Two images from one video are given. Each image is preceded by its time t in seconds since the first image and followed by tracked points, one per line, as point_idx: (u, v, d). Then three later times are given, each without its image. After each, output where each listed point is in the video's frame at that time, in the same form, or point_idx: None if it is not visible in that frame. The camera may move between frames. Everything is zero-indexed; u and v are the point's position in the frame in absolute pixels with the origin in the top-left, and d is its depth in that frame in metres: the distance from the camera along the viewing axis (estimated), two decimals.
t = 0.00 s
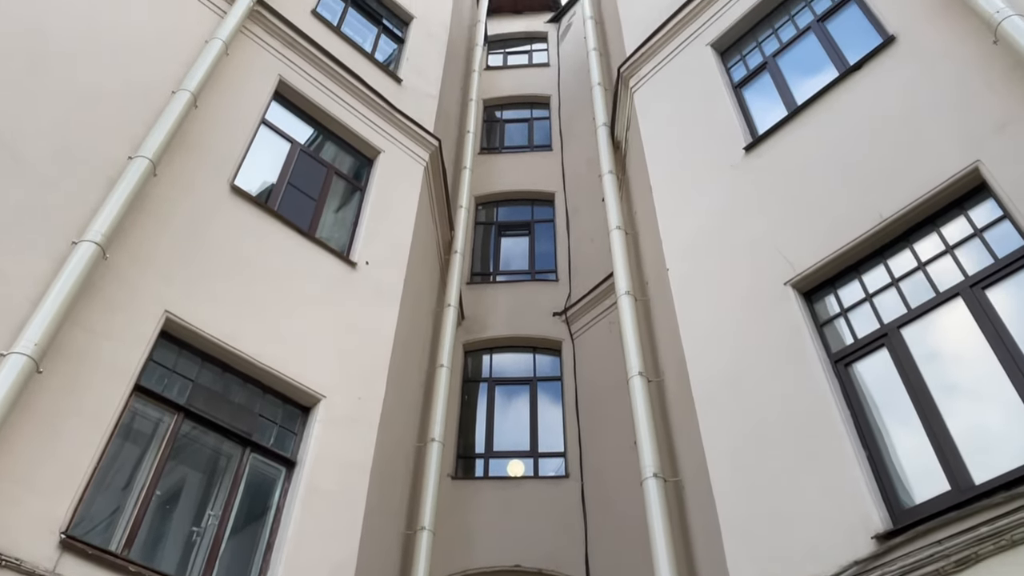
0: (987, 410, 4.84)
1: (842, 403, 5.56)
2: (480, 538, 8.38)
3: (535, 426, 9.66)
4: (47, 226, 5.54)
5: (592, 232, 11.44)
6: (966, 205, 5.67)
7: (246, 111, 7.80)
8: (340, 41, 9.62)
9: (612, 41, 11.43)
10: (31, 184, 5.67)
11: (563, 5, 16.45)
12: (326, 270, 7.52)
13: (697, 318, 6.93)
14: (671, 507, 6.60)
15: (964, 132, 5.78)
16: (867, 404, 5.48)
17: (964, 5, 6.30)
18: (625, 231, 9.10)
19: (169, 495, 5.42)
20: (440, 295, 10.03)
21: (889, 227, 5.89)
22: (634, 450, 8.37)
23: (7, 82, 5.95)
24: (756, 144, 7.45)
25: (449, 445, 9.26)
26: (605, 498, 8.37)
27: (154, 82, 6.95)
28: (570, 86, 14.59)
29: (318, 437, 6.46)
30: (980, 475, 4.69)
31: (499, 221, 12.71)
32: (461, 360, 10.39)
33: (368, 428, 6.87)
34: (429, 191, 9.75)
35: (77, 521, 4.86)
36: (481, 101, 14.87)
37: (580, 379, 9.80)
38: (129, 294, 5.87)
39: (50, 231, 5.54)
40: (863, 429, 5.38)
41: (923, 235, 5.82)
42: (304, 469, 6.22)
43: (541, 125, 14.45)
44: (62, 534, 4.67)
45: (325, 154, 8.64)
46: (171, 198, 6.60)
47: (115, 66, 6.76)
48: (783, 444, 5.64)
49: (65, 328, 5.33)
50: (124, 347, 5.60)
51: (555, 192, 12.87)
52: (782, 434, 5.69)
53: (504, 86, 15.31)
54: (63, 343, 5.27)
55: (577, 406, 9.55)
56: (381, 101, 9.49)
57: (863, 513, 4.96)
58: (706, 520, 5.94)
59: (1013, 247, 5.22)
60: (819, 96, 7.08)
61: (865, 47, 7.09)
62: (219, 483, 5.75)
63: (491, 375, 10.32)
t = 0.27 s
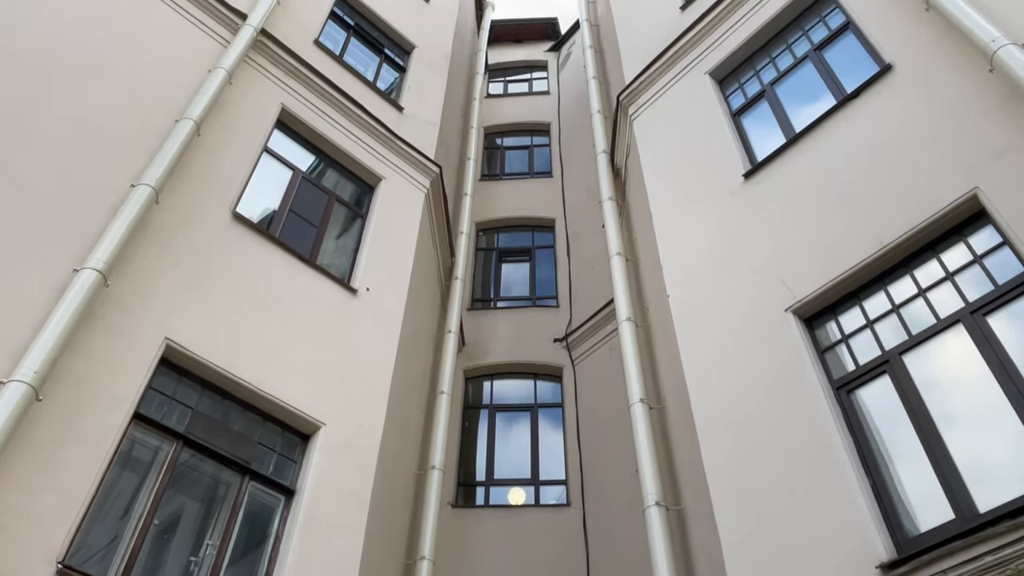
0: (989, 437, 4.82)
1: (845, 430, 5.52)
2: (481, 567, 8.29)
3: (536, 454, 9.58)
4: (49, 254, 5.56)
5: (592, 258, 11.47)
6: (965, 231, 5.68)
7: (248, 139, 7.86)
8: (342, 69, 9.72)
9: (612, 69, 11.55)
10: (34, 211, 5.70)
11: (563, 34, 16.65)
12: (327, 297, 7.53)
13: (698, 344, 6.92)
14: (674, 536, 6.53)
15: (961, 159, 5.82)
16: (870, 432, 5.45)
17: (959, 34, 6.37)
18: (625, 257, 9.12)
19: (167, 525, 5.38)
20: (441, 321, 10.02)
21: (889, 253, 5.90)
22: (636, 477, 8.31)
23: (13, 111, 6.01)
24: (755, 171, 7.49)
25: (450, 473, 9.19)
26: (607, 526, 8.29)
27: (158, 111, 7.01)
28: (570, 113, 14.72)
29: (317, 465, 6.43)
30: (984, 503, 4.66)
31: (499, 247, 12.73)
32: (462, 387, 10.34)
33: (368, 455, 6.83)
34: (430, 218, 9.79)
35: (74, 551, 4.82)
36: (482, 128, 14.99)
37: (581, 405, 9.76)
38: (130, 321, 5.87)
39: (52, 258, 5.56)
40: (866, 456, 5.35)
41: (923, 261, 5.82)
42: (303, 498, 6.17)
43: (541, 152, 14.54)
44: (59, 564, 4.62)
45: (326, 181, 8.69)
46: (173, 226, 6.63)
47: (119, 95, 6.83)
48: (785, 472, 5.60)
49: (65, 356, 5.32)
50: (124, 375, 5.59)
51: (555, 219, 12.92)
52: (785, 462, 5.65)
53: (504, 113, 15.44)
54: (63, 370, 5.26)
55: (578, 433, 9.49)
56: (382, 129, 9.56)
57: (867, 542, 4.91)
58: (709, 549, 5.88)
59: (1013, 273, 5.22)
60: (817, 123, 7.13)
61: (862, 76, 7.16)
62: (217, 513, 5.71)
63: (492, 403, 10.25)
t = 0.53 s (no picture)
0: (993, 465, 4.79)
1: (847, 459, 5.49)
2: None
3: (536, 481, 9.51)
4: (49, 281, 5.57)
5: (592, 284, 11.48)
6: (965, 258, 5.69)
7: (250, 166, 7.90)
8: (344, 97, 9.81)
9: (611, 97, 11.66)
10: (35, 238, 5.72)
11: (563, 62, 16.82)
12: (327, 324, 7.53)
13: (699, 371, 6.89)
14: (676, 566, 6.46)
15: (959, 186, 5.85)
16: (873, 459, 5.41)
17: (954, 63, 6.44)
18: (625, 283, 9.13)
19: (163, 554, 5.32)
20: (441, 348, 10.00)
21: (890, 279, 5.90)
22: (637, 505, 8.24)
23: (16, 140, 6.05)
24: (755, 198, 7.52)
25: (450, 501, 9.11)
26: (608, 555, 8.21)
27: (160, 139, 7.06)
28: (570, 140, 14.82)
29: (316, 493, 6.38)
30: (988, 532, 4.62)
31: (500, 273, 12.74)
32: (462, 414, 10.28)
33: (367, 483, 6.78)
34: (430, 244, 9.81)
35: None
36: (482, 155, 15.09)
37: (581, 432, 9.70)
38: (129, 348, 5.85)
39: (53, 286, 5.56)
40: (869, 485, 5.31)
41: (923, 287, 5.83)
42: (301, 527, 6.12)
43: (541, 178, 14.62)
44: None
45: (327, 208, 8.72)
46: (174, 253, 6.64)
47: (122, 123, 6.88)
48: (788, 500, 5.55)
49: (64, 383, 5.31)
50: (123, 403, 5.56)
51: (556, 245, 12.95)
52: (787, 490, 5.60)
53: (505, 141, 15.55)
54: (62, 398, 5.24)
55: (579, 460, 9.43)
56: (384, 156, 9.61)
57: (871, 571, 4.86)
58: None
59: (1013, 300, 5.22)
60: (816, 150, 7.17)
61: (859, 104, 7.22)
62: (214, 542, 5.65)
63: (492, 430, 10.18)
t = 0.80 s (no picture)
0: (996, 492, 4.76)
1: (849, 486, 5.45)
2: None
3: (536, 508, 9.44)
4: (49, 307, 5.57)
5: (592, 309, 11.48)
6: (964, 283, 5.70)
7: (251, 191, 7.94)
8: (345, 124, 9.89)
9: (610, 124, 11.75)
10: (35, 264, 5.72)
11: (562, 89, 16.98)
12: (326, 349, 7.51)
13: (699, 397, 6.87)
14: None
15: (956, 212, 5.88)
16: (875, 486, 5.38)
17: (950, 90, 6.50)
18: (625, 308, 9.13)
19: None
20: (440, 373, 9.97)
21: (889, 305, 5.91)
22: (638, 533, 8.17)
23: (18, 166, 6.09)
24: (754, 223, 7.55)
25: (449, 528, 9.03)
26: None
27: (162, 165, 7.10)
28: (570, 166, 14.91)
29: (313, 521, 6.33)
30: (992, 560, 4.58)
31: (499, 298, 12.74)
32: (461, 440, 10.22)
33: (365, 511, 6.73)
34: (430, 269, 9.83)
35: None
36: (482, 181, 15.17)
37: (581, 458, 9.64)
38: (128, 374, 5.84)
39: (52, 312, 5.56)
40: (872, 512, 5.27)
41: (923, 313, 5.83)
42: (298, 555, 6.06)
43: (540, 204, 14.68)
44: None
45: (328, 233, 8.75)
46: (174, 278, 6.65)
47: (124, 149, 6.93)
48: (790, 528, 5.50)
49: (61, 409, 5.28)
50: (120, 428, 5.54)
51: (555, 270, 12.97)
52: (789, 517, 5.55)
53: (504, 166, 15.64)
54: (59, 424, 5.21)
55: (579, 487, 9.36)
56: (384, 181, 9.66)
57: None
58: None
59: (1013, 325, 5.22)
60: (814, 177, 7.21)
61: (857, 130, 7.28)
62: (210, 570, 5.59)
63: (492, 456, 10.11)
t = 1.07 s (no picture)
0: (998, 512, 4.73)
1: (852, 507, 5.41)
2: None
3: (536, 529, 9.37)
4: (49, 326, 5.56)
5: (592, 328, 11.47)
6: (964, 302, 5.70)
7: (252, 210, 7.96)
8: (346, 144, 9.93)
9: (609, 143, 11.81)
10: (37, 283, 5.73)
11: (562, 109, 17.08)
12: (326, 368, 7.49)
13: (700, 417, 6.84)
14: None
15: (956, 231, 5.89)
16: (878, 506, 5.34)
17: (948, 110, 6.54)
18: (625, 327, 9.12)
19: None
20: (440, 392, 9.94)
21: (890, 324, 5.90)
22: (639, 554, 8.10)
23: (20, 185, 6.11)
24: (754, 242, 7.56)
25: (449, 549, 8.96)
26: None
27: (164, 184, 7.13)
28: (570, 186, 14.96)
29: (312, 541, 6.28)
30: None
31: (500, 317, 12.72)
32: (461, 459, 10.16)
33: (364, 531, 6.67)
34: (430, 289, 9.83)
35: None
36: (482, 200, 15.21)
37: (582, 478, 9.58)
38: (127, 393, 5.81)
39: (52, 331, 5.56)
40: (875, 532, 5.23)
41: (924, 332, 5.82)
42: None
43: (541, 223, 14.72)
44: None
45: (328, 252, 8.76)
46: (175, 297, 6.65)
47: (126, 169, 6.96)
48: (792, 547, 5.45)
49: (60, 428, 5.26)
50: (119, 448, 5.51)
51: (555, 289, 12.97)
52: (792, 536, 5.50)
53: (505, 186, 15.70)
54: (58, 444, 5.19)
55: (580, 507, 9.30)
56: (385, 201, 9.70)
57: None
58: None
59: (1014, 344, 5.21)
60: (813, 196, 7.23)
61: (855, 150, 7.32)
62: None
63: (492, 476, 10.05)
